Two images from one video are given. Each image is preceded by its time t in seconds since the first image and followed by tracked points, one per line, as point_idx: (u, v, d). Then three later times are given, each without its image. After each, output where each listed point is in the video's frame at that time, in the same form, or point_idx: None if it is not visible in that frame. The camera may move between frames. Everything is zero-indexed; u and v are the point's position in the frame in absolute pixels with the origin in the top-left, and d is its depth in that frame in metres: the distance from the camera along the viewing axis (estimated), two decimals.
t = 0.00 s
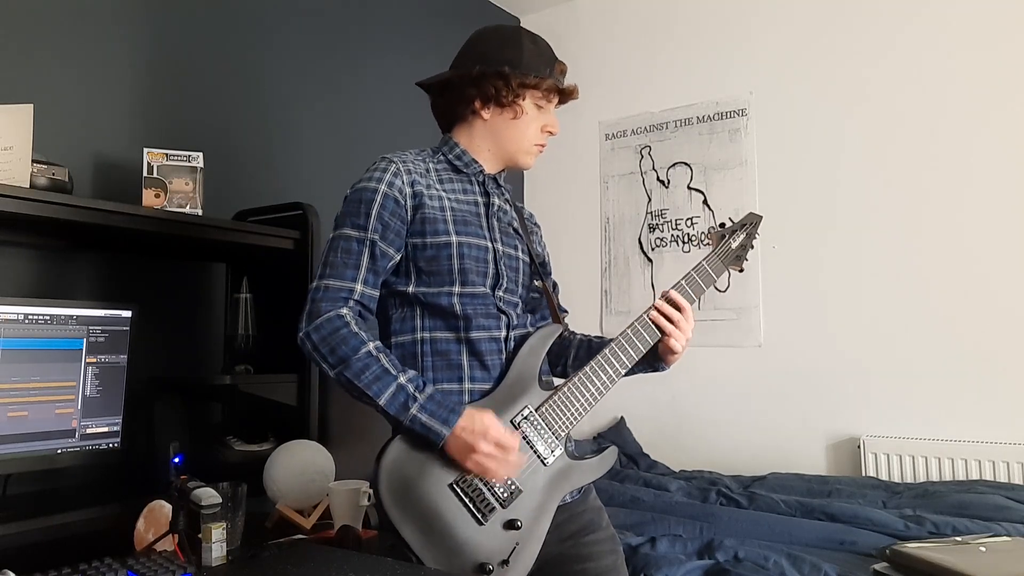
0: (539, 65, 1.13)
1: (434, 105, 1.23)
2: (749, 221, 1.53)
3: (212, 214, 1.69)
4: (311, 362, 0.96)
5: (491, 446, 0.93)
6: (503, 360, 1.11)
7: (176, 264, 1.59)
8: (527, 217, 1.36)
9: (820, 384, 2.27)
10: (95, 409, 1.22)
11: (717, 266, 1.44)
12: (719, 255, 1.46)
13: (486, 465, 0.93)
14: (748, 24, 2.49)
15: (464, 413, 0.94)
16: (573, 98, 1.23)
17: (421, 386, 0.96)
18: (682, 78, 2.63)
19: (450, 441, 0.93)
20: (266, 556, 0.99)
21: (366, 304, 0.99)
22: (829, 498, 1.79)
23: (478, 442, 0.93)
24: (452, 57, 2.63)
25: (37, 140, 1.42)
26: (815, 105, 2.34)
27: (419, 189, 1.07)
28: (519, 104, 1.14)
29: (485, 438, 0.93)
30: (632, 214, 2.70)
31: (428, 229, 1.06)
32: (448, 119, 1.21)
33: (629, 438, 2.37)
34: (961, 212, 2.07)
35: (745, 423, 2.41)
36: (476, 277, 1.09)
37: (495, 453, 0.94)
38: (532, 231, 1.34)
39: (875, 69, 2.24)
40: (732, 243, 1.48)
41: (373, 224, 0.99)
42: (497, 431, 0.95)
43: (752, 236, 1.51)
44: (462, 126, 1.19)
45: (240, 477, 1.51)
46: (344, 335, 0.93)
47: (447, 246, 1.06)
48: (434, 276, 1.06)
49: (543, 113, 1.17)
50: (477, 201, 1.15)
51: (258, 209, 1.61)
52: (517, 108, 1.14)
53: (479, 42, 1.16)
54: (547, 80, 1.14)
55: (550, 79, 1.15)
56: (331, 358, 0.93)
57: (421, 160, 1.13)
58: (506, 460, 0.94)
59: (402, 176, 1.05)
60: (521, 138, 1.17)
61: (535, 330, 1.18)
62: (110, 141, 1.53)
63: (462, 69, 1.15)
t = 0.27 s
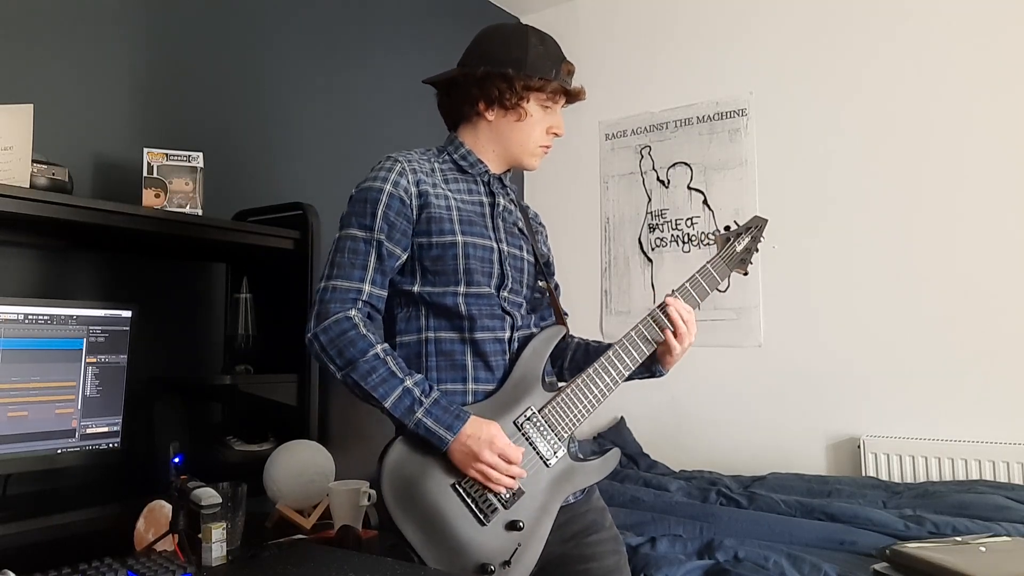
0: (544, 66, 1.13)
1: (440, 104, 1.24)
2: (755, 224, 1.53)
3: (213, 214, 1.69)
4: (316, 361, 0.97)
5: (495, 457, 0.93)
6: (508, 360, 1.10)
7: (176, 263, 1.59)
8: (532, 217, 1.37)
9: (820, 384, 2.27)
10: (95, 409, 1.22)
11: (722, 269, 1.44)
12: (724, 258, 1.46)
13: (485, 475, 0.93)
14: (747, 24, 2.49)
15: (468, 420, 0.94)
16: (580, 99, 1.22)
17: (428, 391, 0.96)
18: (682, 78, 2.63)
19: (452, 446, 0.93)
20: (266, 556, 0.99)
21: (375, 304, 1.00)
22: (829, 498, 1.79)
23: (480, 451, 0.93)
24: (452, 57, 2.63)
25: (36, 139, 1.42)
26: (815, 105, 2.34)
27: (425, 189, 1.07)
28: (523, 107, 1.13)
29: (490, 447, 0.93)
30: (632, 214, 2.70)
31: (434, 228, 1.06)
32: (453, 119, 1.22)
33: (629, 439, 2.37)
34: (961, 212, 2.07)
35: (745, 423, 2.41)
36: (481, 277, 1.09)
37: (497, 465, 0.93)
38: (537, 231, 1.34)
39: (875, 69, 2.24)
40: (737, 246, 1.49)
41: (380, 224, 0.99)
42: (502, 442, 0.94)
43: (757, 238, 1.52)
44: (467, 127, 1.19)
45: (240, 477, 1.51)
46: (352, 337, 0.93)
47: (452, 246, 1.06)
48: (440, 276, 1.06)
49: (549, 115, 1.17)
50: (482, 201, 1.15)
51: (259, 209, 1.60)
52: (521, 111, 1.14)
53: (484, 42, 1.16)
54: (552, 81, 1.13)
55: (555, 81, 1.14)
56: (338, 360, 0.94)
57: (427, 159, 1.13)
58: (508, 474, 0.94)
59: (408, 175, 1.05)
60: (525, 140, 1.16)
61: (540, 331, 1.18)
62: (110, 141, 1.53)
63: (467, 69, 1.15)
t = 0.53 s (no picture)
0: (544, 65, 1.13)
1: (438, 104, 1.23)
2: (758, 226, 1.52)
3: (212, 214, 1.69)
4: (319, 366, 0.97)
5: (500, 449, 0.93)
6: (510, 360, 1.10)
7: (176, 264, 1.59)
8: (535, 216, 1.37)
9: (820, 384, 2.27)
10: (95, 409, 1.22)
11: (726, 271, 1.43)
12: (727, 260, 1.46)
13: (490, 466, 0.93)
14: (747, 24, 2.49)
15: (471, 413, 0.94)
16: (579, 99, 1.22)
17: (428, 386, 0.96)
18: (682, 78, 2.63)
19: (457, 440, 0.93)
20: (266, 556, 0.99)
21: (372, 308, 0.99)
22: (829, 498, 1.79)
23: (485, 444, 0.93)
24: (452, 57, 2.63)
25: (36, 139, 1.42)
26: (815, 105, 2.34)
27: (423, 192, 1.07)
28: (523, 106, 1.13)
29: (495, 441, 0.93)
30: (632, 214, 2.70)
31: (432, 231, 1.06)
32: (452, 119, 1.22)
33: (629, 439, 2.37)
34: (961, 212, 2.07)
35: (745, 423, 2.41)
36: (482, 279, 1.09)
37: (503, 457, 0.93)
38: (539, 230, 1.34)
39: (875, 69, 2.24)
40: (741, 249, 1.48)
41: (376, 228, 0.99)
42: (506, 433, 0.94)
43: (761, 241, 1.50)
44: (466, 127, 1.19)
45: (240, 477, 1.51)
46: (348, 338, 0.93)
47: (451, 249, 1.06)
48: (439, 278, 1.06)
49: (548, 115, 1.17)
50: (482, 202, 1.15)
51: (259, 209, 1.60)
52: (521, 110, 1.14)
53: (483, 42, 1.16)
54: (552, 81, 1.13)
55: (554, 81, 1.14)
56: (336, 361, 0.94)
57: (426, 161, 1.13)
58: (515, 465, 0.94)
59: (405, 179, 1.05)
60: (525, 140, 1.16)
61: (543, 330, 1.18)
62: (110, 141, 1.53)
63: (466, 68, 1.15)
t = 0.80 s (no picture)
0: (540, 64, 1.12)
1: (436, 103, 1.23)
2: (758, 226, 1.52)
3: (212, 214, 1.69)
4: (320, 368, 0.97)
5: (500, 461, 0.93)
6: (509, 360, 1.10)
7: (177, 263, 1.59)
8: (534, 214, 1.37)
9: (820, 384, 2.27)
10: (95, 409, 1.22)
11: (725, 270, 1.44)
12: (726, 260, 1.46)
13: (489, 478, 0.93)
14: (747, 24, 2.49)
15: (471, 423, 0.94)
16: (577, 96, 1.22)
17: (431, 394, 0.95)
18: (682, 78, 2.63)
19: (456, 450, 0.93)
20: (266, 556, 0.99)
21: (375, 309, 1.00)
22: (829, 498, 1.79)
23: (486, 457, 0.93)
24: (452, 57, 2.63)
25: (37, 139, 1.42)
26: (815, 105, 2.34)
27: (422, 191, 1.07)
28: (518, 106, 1.13)
29: (495, 454, 0.93)
30: (632, 214, 2.70)
31: (432, 231, 1.06)
32: (449, 119, 1.22)
33: (629, 439, 2.37)
34: (961, 212, 2.07)
35: (745, 423, 2.41)
36: (481, 278, 1.09)
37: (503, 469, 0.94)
38: (539, 228, 1.34)
39: (874, 69, 2.24)
40: (740, 248, 1.48)
41: (377, 228, 0.99)
42: (506, 448, 0.95)
43: (761, 241, 1.50)
44: (463, 127, 1.19)
45: (240, 477, 1.51)
46: (354, 343, 0.94)
47: (451, 248, 1.06)
48: (439, 278, 1.06)
49: (545, 114, 1.17)
50: (481, 201, 1.15)
51: (259, 209, 1.60)
52: (516, 110, 1.14)
53: (478, 41, 1.15)
54: (547, 80, 1.13)
55: (550, 79, 1.14)
56: (342, 366, 0.94)
57: (424, 161, 1.13)
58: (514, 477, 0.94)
59: (404, 178, 1.05)
60: (522, 139, 1.16)
61: (542, 330, 1.18)
62: (110, 141, 1.53)
63: (462, 68, 1.15)
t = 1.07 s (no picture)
0: (537, 66, 1.12)
1: (434, 105, 1.23)
2: (756, 225, 1.52)
3: (212, 214, 1.69)
4: (318, 367, 0.97)
5: (500, 456, 0.94)
6: (508, 360, 1.10)
7: (177, 264, 1.59)
8: (531, 215, 1.37)
9: (820, 384, 2.27)
10: (95, 408, 1.22)
11: (723, 269, 1.44)
12: (724, 259, 1.46)
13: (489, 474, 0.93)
14: (747, 24, 2.49)
15: (470, 422, 0.95)
16: (575, 98, 1.22)
17: (429, 393, 0.96)
18: (682, 78, 2.63)
19: (457, 449, 0.93)
20: (266, 556, 0.99)
21: (373, 308, 1.00)
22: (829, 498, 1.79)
23: (485, 451, 0.93)
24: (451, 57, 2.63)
25: (36, 139, 1.42)
26: (815, 105, 2.34)
27: (420, 191, 1.07)
28: (516, 109, 1.13)
29: (495, 448, 0.94)
30: (632, 214, 2.70)
31: (430, 230, 1.06)
32: (447, 121, 1.22)
33: (629, 439, 2.37)
34: (961, 212, 2.07)
35: (745, 423, 2.41)
36: (480, 278, 1.09)
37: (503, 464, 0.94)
38: (536, 229, 1.34)
39: (874, 69, 2.24)
40: (738, 247, 1.49)
41: (375, 228, 0.99)
42: (506, 442, 0.95)
43: (759, 240, 1.51)
44: (461, 130, 1.19)
45: (240, 477, 1.51)
46: (352, 342, 0.94)
47: (449, 247, 1.06)
48: (437, 277, 1.06)
49: (543, 115, 1.17)
50: (479, 201, 1.15)
51: (259, 209, 1.61)
52: (514, 113, 1.14)
53: (475, 43, 1.15)
54: (545, 83, 1.13)
55: (548, 82, 1.14)
56: (339, 366, 0.94)
57: (422, 161, 1.13)
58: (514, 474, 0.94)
59: (402, 178, 1.05)
60: (520, 141, 1.16)
61: (540, 330, 1.18)
62: (110, 141, 1.53)
63: (458, 71, 1.15)
